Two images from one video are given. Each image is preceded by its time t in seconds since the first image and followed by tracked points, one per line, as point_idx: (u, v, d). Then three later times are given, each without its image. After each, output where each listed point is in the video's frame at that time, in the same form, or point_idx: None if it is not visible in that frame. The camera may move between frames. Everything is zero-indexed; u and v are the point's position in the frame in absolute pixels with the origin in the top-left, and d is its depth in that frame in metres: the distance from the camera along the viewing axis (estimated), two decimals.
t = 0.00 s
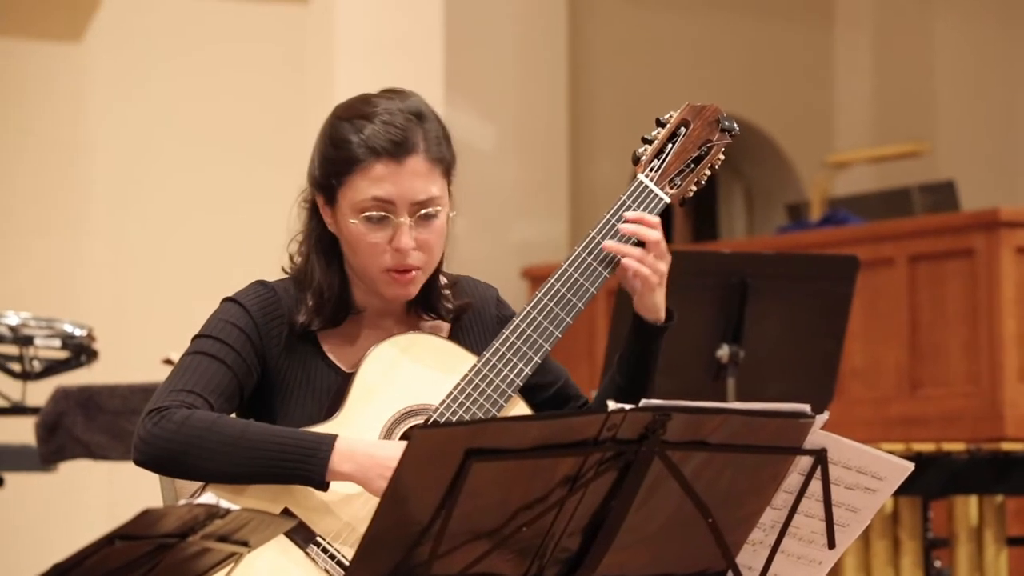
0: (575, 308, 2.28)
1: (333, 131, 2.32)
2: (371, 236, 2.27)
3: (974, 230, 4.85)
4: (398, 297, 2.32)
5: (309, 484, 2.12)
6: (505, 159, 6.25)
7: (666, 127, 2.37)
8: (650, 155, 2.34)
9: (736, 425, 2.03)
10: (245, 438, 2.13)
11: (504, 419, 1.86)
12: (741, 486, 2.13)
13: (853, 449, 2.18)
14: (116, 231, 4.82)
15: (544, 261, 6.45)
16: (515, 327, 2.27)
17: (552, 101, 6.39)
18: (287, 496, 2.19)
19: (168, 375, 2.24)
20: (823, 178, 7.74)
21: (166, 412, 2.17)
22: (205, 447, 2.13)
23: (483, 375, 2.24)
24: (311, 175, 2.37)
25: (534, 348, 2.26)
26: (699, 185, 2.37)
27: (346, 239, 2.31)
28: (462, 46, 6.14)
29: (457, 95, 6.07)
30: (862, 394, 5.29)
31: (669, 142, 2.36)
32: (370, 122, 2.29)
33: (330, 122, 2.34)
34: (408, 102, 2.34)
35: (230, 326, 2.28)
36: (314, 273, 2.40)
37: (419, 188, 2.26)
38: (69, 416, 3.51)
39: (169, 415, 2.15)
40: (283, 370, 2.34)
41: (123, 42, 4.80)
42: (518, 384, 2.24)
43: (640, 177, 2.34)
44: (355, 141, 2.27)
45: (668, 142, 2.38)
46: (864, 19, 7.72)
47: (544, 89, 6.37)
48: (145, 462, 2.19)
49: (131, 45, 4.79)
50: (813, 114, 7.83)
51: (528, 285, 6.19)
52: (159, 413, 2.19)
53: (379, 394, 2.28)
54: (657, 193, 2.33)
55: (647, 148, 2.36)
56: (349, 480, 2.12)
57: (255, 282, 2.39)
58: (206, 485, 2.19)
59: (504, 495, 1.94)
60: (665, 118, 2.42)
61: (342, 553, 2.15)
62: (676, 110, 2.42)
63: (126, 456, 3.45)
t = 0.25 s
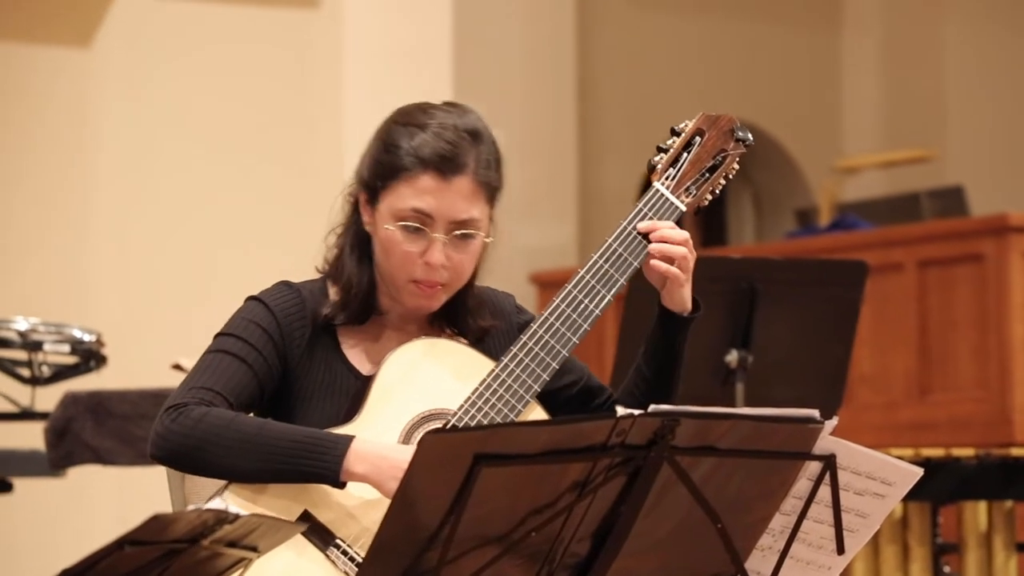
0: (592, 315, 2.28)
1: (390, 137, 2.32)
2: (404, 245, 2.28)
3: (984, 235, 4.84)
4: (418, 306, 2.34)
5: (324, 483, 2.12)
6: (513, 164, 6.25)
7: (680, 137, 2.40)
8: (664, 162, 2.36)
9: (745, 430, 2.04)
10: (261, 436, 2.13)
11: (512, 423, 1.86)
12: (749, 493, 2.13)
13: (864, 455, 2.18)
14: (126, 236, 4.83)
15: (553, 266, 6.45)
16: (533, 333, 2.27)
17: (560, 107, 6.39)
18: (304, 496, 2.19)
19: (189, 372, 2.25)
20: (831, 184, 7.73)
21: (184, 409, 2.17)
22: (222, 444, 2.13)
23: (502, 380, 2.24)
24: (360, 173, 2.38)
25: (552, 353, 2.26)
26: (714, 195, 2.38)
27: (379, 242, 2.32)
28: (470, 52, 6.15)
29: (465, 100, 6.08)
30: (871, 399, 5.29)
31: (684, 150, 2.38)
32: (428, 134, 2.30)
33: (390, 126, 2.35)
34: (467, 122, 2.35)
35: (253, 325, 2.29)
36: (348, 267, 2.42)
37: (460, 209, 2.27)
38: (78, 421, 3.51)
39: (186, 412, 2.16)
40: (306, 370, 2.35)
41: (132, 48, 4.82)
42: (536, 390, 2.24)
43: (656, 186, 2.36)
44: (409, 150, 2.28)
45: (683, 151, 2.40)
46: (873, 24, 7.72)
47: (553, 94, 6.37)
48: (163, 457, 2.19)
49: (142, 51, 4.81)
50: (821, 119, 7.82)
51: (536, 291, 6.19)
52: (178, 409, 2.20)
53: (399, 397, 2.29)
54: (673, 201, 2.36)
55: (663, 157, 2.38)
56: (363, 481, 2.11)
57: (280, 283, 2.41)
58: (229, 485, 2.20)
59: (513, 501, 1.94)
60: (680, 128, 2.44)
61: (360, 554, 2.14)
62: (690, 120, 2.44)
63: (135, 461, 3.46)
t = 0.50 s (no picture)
0: (617, 324, 2.30)
1: (454, 131, 2.33)
2: (459, 240, 2.29)
3: (993, 240, 4.85)
4: (459, 304, 2.34)
5: (357, 484, 2.13)
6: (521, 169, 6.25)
7: (702, 152, 2.40)
8: (687, 177, 2.37)
9: (754, 436, 2.03)
10: (300, 434, 2.13)
11: (522, 429, 1.86)
12: (759, 498, 2.13)
13: (869, 459, 2.17)
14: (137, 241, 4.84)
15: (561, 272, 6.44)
16: (562, 340, 2.29)
17: (569, 112, 6.39)
18: (342, 495, 2.21)
19: (220, 368, 2.26)
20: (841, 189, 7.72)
21: (220, 402, 2.18)
22: (259, 439, 2.14)
23: (530, 386, 2.25)
24: (416, 166, 2.39)
25: (580, 361, 2.28)
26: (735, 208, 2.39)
27: (430, 234, 2.33)
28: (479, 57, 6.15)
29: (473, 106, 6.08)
30: (881, 405, 5.28)
31: (706, 165, 2.38)
32: (494, 131, 2.31)
33: (453, 121, 2.36)
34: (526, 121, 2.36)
35: (284, 322, 2.31)
36: (392, 261, 2.42)
37: (518, 209, 2.28)
38: (88, 427, 3.48)
39: (222, 406, 2.16)
40: (334, 370, 2.37)
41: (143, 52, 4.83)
42: (563, 397, 2.25)
43: (681, 200, 2.37)
44: (474, 145, 2.29)
45: (705, 165, 2.40)
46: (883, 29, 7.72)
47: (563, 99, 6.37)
48: (196, 450, 2.20)
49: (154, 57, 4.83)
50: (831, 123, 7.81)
51: (544, 296, 6.19)
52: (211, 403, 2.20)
53: (431, 399, 2.29)
54: (696, 215, 2.36)
55: (685, 170, 2.39)
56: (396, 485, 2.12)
57: (309, 282, 2.42)
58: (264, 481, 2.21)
59: (524, 506, 1.94)
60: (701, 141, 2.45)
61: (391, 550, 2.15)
62: (711, 135, 2.44)
63: (145, 466, 3.47)
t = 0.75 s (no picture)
0: (627, 325, 2.30)
1: (435, 135, 2.33)
2: (456, 243, 2.29)
3: (1004, 243, 4.86)
4: (466, 306, 2.34)
5: (373, 492, 2.13)
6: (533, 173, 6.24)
7: (708, 151, 2.41)
8: (695, 177, 2.38)
9: (765, 439, 2.03)
10: (316, 442, 2.14)
11: (533, 433, 1.86)
12: (771, 502, 2.13)
13: (880, 463, 2.17)
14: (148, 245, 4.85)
15: (573, 275, 6.44)
16: (572, 342, 2.29)
17: (580, 115, 6.37)
18: (355, 503, 2.21)
19: (232, 374, 2.26)
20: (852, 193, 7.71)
21: (236, 410, 2.19)
22: (276, 446, 2.14)
23: (540, 389, 2.25)
24: (400, 175, 2.39)
25: (590, 363, 2.28)
26: (741, 210, 2.40)
27: (426, 240, 2.33)
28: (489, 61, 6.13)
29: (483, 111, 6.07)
30: (890, 408, 5.28)
31: (712, 165, 2.39)
32: (474, 132, 2.31)
33: (432, 124, 2.36)
34: (505, 114, 2.36)
35: (294, 328, 2.31)
36: (388, 272, 2.43)
37: (510, 205, 2.28)
38: (99, 431, 3.50)
39: (238, 413, 2.17)
40: (342, 374, 2.38)
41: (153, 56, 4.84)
42: (574, 399, 2.26)
43: (688, 201, 2.38)
44: (456, 148, 2.29)
45: (711, 166, 2.41)
46: (893, 32, 7.71)
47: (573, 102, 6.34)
48: (212, 457, 2.20)
49: (165, 61, 4.83)
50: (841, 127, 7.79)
51: (556, 300, 6.18)
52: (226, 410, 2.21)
53: (441, 403, 2.30)
54: (704, 216, 2.37)
55: (692, 171, 2.40)
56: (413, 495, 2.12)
57: (315, 287, 2.43)
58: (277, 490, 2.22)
59: (535, 510, 1.95)
60: (707, 142, 2.46)
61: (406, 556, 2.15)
62: (717, 134, 2.45)
63: (156, 469, 3.48)
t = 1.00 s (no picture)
0: (640, 328, 2.30)
1: (456, 149, 2.33)
2: (472, 259, 2.30)
3: None
4: (479, 318, 2.36)
5: (381, 498, 2.14)
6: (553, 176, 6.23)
7: (723, 153, 2.41)
8: (708, 179, 2.39)
9: (783, 442, 2.03)
10: (325, 448, 2.15)
11: (550, 435, 1.87)
12: (789, 504, 2.13)
13: (898, 465, 2.17)
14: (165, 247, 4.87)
15: (590, 277, 6.44)
16: (584, 344, 2.29)
17: (599, 116, 6.34)
18: (364, 507, 2.22)
19: (244, 377, 2.27)
20: (869, 195, 7.70)
21: (246, 414, 2.19)
22: (284, 451, 2.15)
23: (553, 391, 2.26)
24: (419, 183, 2.38)
25: (602, 365, 2.28)
26: (757, 211, 2.40)
27: (442, 253, 2.33)
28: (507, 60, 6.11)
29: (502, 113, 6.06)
30: (908, 410, 5.27)
31: (726, 166, 2.40)
32: (497, 150, 2.30)
33: (454, 136, 2.35)
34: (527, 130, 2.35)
35: (306, 331, 2.32)
36: (402, 276, 2.43)
37: (528, 225, 2.29)
38: (117, 432, 3.52)
39: (248, 417, 2.18)
40: (354, 377, 2.39)
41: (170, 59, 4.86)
42: (587, 401, 2.26)
43: (701, 202, 2.38)
44: (477, 166, 2.28)
45: (726, 167, 2.41)
46: (911, 34, 7.69)
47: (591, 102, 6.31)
48: (220, 460, 2.21)
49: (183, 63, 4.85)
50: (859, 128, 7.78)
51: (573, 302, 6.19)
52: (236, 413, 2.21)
53: (453, 406, 2.31)
54: (717, 217, 2.37)
55: (706, 173, 2.40)
56: (422, 500, 2.13)
57: (328, 291, 2.44)
58: (286, 494, 2.23)
59: (552, 512, 1.95)
60: (721, 143, 2.46)
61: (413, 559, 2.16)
62: (731, 136, 2.45)
63: (174, 471, 3.49)
